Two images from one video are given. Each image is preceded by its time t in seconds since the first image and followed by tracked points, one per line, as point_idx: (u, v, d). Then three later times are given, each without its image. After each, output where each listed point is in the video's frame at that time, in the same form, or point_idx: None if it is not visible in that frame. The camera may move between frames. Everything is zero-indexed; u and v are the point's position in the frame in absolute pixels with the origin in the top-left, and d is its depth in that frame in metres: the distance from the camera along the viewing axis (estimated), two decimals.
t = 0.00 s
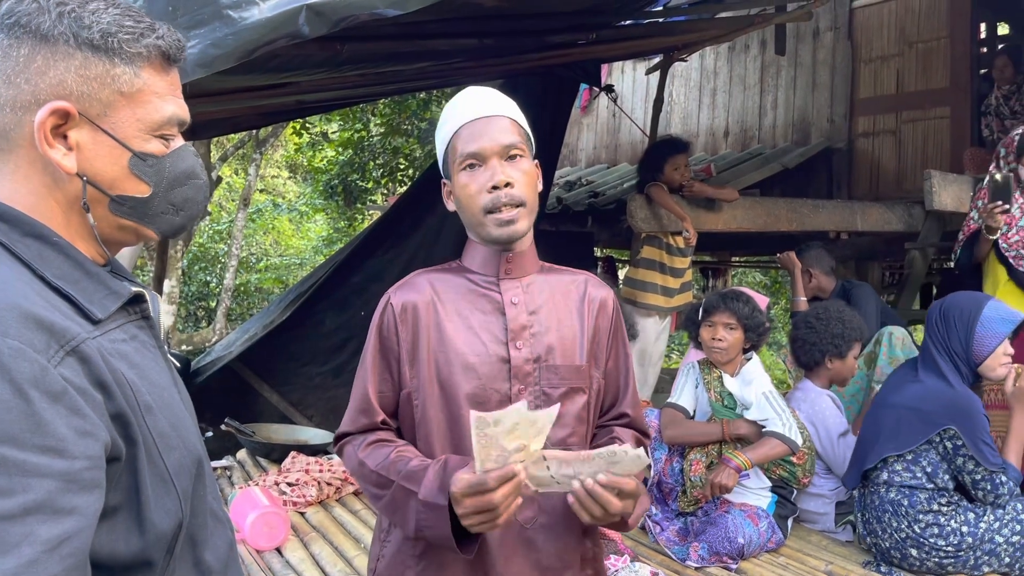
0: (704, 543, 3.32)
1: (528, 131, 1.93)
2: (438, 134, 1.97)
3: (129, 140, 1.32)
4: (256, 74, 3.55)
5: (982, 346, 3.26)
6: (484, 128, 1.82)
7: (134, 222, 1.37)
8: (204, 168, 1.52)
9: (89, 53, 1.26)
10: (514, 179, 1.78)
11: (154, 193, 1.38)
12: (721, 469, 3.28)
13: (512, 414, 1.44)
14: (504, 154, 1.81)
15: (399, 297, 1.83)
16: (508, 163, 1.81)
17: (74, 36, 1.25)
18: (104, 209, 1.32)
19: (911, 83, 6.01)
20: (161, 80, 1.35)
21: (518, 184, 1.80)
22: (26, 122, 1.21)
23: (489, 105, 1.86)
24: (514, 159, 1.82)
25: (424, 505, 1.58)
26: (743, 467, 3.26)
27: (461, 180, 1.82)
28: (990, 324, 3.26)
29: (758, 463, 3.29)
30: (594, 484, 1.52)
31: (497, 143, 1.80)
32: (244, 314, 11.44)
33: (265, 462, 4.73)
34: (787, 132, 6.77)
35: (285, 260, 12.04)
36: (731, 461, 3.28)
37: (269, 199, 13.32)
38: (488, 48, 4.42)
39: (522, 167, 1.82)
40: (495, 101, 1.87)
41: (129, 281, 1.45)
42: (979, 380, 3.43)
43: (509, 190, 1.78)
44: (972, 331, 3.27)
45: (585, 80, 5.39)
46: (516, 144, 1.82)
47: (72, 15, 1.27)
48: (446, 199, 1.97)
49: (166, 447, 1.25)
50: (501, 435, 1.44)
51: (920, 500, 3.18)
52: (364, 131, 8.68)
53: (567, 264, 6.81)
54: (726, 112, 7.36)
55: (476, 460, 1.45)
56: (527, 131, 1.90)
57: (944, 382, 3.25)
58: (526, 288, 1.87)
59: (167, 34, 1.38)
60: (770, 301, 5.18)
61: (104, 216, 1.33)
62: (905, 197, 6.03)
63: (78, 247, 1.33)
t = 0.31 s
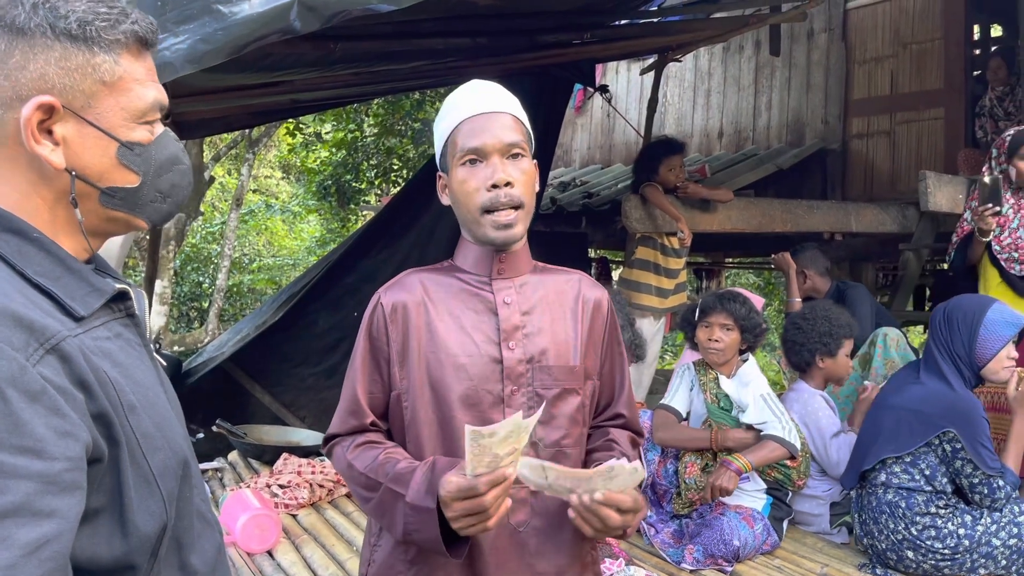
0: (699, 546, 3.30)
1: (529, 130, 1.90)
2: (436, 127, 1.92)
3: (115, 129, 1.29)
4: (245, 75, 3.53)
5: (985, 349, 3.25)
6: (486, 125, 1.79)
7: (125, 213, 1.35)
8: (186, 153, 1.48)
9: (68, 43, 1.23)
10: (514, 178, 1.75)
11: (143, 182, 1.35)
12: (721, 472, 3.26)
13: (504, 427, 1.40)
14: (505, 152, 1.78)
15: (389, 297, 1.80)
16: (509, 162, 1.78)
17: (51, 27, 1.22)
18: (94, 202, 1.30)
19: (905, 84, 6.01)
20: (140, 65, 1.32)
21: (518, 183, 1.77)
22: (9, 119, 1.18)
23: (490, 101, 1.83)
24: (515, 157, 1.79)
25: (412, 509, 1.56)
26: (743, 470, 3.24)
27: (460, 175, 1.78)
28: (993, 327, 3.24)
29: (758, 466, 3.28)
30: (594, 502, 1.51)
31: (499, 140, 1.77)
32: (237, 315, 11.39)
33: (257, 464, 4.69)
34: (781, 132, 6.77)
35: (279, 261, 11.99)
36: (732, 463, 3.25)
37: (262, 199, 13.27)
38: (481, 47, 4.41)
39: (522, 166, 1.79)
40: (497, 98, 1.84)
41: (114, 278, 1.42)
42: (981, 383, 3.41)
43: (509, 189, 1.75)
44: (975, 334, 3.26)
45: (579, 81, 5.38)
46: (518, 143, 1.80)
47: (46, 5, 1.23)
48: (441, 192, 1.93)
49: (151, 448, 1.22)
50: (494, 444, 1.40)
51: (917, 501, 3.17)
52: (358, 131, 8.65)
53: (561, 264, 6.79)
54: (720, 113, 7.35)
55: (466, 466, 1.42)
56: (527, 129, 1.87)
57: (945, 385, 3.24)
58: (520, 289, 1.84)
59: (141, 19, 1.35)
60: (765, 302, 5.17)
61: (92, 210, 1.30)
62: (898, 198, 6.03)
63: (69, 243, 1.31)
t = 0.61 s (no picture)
0: (696, 547, 3.26)
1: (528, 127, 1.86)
2: (434, 121, 1.88)
3: (99, 119, 1.27)
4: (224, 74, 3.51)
5: (980, 348, 3.23)
6: (485, 122, 1.75)
7: (111, 205, 1.33)
8: (173, 143, 1.46)
9: (47, 31, 1.21)
10: (512, 178, 1.72)
11: (129, 174, 1.33)
12: (719, 472, 3.23)
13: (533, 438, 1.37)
14: (504, 151, 1.74)
15: (384, 294, 1.77)
16: (508, 162, 1.75)
17: (30, 15, 1.20)
18: (78, 194, 1.28)
19: (900, 84, 6.00)
20: (122, 52, 1.30)
21: (516, 183, 1.74)
22: None
23: (490, 97, 1.79)
24: (514, 156, 1.76)
25: (412, 515, 1.52)
26: (741, 469, 3.22)
27: (457, 173, 1.75)
28: (987, 326, 3.23)
29: (756, 466, 3.26)
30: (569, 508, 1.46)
31: (498, 139, 1.73)
32: (230, 315, 11.33)
33: (249, 464, 4.65)
34: (777, 132, 6.75)
35: (272, 260, 11.93)
36: (729, 463, 3.23)
37: (256, 199, 13.20)
38: (475, 45, 4.39)
39: (520, 165, 1.76)
40: (497, 94, 1.80)
41: (98, 274, 1.39)
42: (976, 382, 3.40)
43: (508, 188, 1.72)
44: (970, 333, 3.24)
45: (574, 79, 5.35)
46: (517, 142, 1.76)
47: None
48: (438, 189, 1.90)
49: (134, 451, 1.19)
50: (519, 455, 1.38)
51: (915, 503, 3.15)
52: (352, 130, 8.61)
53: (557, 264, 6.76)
54: (716, 112, 7.33)
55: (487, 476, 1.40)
56: (527, 127, 1.84)
57: (941, 384, 3.22)
58: (516, 287, 1.81)
59: (122, 4, 1.32)
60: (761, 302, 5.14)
61: (75, 202, 1.28)
62: (894, 198, 6.02)
63: (53, 237, 1.29)
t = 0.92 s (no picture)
0: (692, 547, 3.23)
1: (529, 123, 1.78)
2: (431, 111, 1.79)
3: (80, 102, 1.23)
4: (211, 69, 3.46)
5: (976, 344, 3.20)
6: (486, 123, 1.66)
7: (93, 191, 1.29)
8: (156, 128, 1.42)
9: (26, 10, 1.17)
10: (512, 184, 1.65)
11: (111, 160, 1.29)
12: (717, 468, 3.19)
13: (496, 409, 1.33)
14: (504, 154, 1.67)
15: (375, 290, 1.73)
16: (507, 165, 1.67)
17: None
18: (59, 180, 1.24)
19: (896, 81, 5.98)
20: (104, 33, 1.25)
21: (515, 189, 1.67)
22: None
23: (491, 94, 1.70)
24: (514, 159, 1.68)
25: (391, 511, 1.48)
26: (739, 466, 3.18)
27: (454, 175, 1.67)
28: (983, 322, 3.20)
29: (754, 462, 3.23)
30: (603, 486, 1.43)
31: (498, 141, 1.65)
32: (224, 314, 11.26)
33: (241, 464, 4.60)
34: (772, 130, 6.72)
35: (267, 259, 11.87)
36: (728, 460, 3.19)
37: (250, 198, 13.14)
38: (470, 40, 4.35)
39: (520, 168, 1.69)
40: (499, 90, 1.71)
41: (78, 266, 1.34)
42: (973, 380, 3.37)
43: (506, 195, 1.65)
44: (966, 330, 3.21)
45: (569, 76, 5.31)
46: (518, 145, 1.68)
47: None
48: (433, 181, 1.83)
49: (116, 449, 1.14)
50: (482, 432, 1.32)
51: (912, 501, 3.12)
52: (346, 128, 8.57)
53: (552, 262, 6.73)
54: (711, 110, 7.31)
55: (455, 458, 1.35)
56: (529, 125, 1.75)
57: (938, 382, 3.19)
58: (509, 281, 1.77)
59: None
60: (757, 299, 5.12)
61: (55, 189, 1.24)
62: (891, 196, 5.99)
63: (28, 224, 1.24)
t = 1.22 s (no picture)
0: (686, 547, 3.18)
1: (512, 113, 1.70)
2: (409, 102, 1.71)
3: (55, 86, 1.18)
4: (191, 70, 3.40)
5: (971, 340, 3.15)
6: (468, 118, 1.59)
7: (63, 179, 1.23)
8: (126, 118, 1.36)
9: None
10: (496, 182, 1.59)
11: (83, 147, 1.24)
12: (714, 466, 3.14)
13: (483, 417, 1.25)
14: (488, 151, 1.60)
15: (359, 288, 1.68)
16: (491, 161, 1.61)
17: None
18: (29, 166, 1.19)
19: (892, 78, 5.94)
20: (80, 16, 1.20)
21: (500, 186, 1.60)
22: None
23: (473, 89, 1.61)
24: (497, 155, 1.62)
25: (384, 516, 1.43)
26: (737, 464, 3.14)
27: (436, 173, 1.61)
28: (978, 318, 3.16)
29: (752, 462, 3.18)
30: (581, 490, 1.37)
31: (481, 137, 1.58)
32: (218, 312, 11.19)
33: (230, 463, 4.54)
34: (768, 127, 6.71)
35: (260, 258, 11.80)
36: (725, 457, 3.15)
37: (244, 196, 13.06)
38: (463, 34, 4.30)
39: (504, 163, 1.62)
40: (481, 81, 1.63)
41: (44, 257, 1.28)
42: (969, 377, 3.32)
43: (491, 193, 1.59)
44: (961, 326, 3.17)
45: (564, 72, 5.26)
46: (502, 140, 1.61)
47: None
48: (414, 176, 1.76)
49: (83, 446, 1.09)
50: (471, 441, 1.26)
51: (909, 501, 3.07)
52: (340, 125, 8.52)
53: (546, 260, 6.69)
54: (706, 107, 7.28)
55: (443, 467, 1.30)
56: (512, 118, 1.68)
57: (934, 379, 3.14)
58: (497, 275, 1.71)
59: None
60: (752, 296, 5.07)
61: (24, 175, 1.19)
62: (886, 194, 5.95)
63: None
